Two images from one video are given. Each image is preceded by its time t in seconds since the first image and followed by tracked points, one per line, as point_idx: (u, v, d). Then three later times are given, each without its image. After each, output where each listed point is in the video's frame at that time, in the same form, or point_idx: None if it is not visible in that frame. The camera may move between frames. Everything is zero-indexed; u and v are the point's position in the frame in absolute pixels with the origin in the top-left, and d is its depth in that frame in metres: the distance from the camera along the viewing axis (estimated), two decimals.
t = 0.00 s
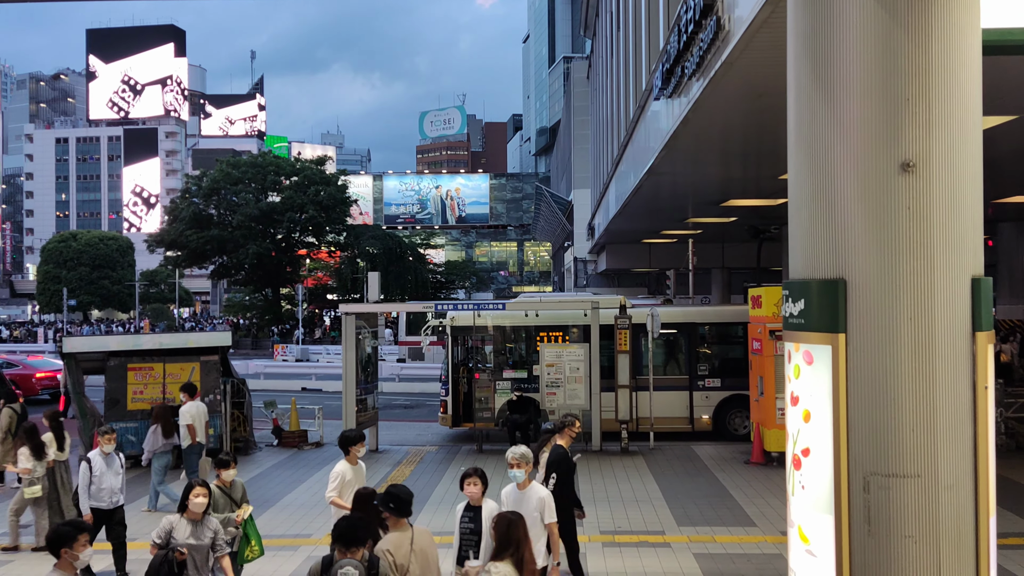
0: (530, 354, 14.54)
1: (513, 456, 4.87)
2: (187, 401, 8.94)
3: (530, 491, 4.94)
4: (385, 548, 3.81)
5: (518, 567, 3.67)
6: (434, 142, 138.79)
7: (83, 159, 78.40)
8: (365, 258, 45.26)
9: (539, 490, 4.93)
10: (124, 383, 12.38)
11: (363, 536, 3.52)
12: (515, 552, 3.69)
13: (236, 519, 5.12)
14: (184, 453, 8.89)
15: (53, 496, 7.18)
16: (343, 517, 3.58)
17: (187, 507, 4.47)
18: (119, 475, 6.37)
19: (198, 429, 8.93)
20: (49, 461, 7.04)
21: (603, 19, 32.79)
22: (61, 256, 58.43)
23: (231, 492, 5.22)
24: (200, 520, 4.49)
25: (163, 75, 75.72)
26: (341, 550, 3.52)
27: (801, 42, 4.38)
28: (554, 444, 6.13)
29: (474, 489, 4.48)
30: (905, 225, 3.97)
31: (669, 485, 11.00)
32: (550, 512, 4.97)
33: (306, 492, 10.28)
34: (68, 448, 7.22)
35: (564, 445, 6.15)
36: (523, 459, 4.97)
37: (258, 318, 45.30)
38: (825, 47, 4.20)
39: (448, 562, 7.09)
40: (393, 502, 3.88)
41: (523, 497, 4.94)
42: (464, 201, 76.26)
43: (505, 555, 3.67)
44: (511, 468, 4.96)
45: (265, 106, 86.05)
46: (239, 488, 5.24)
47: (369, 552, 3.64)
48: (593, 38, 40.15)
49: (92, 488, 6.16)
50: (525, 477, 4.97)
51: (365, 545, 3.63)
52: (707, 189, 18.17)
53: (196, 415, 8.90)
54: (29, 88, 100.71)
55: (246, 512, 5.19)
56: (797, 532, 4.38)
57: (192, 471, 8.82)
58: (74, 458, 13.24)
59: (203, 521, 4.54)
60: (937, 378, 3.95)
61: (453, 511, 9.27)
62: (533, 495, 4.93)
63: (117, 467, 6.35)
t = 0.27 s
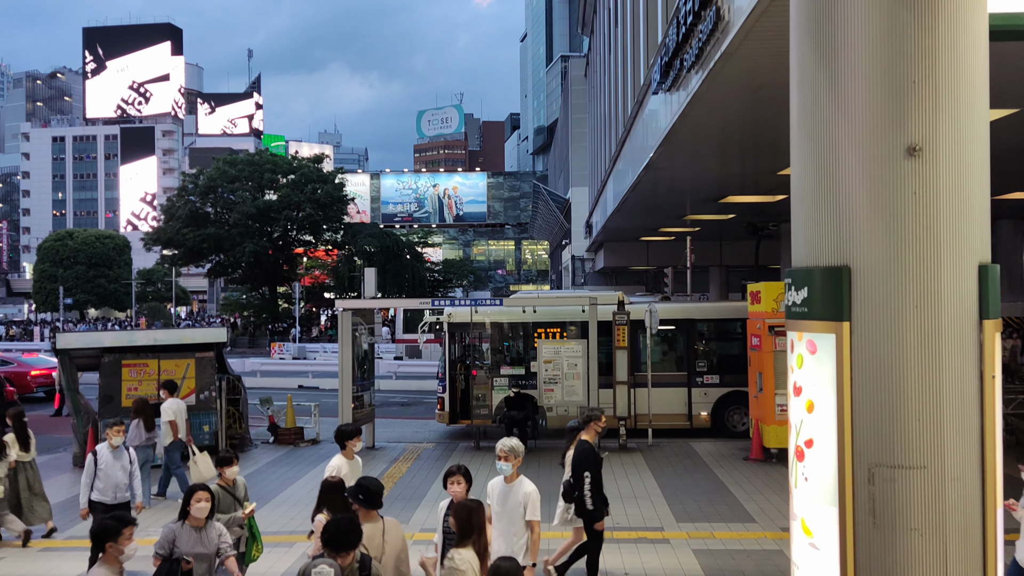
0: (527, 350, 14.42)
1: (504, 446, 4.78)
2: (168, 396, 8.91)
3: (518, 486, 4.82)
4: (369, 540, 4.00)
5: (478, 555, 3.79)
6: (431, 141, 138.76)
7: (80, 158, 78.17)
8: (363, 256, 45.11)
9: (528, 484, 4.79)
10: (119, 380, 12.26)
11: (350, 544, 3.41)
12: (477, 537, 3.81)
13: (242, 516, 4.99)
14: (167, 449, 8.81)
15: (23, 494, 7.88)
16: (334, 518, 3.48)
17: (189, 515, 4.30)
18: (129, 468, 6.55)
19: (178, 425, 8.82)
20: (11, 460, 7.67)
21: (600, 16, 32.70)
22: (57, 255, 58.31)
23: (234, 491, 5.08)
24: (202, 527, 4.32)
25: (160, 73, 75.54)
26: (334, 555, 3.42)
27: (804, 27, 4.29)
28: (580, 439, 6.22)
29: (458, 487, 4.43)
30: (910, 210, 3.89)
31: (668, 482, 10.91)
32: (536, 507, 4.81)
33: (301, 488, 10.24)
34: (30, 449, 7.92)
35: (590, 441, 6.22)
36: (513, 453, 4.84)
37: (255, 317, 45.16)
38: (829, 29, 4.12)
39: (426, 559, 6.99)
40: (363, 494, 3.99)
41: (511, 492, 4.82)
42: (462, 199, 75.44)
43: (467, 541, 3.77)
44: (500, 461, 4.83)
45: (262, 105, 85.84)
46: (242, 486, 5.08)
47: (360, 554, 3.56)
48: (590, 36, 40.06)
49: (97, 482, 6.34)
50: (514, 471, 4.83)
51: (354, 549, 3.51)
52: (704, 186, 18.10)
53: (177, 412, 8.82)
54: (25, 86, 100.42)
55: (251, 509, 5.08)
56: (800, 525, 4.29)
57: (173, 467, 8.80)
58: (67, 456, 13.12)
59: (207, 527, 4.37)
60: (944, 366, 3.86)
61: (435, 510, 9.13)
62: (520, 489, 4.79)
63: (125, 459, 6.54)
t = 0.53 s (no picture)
0: (526, 347, 14.31)
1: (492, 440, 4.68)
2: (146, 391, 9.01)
3: (507, 481, 4.71)
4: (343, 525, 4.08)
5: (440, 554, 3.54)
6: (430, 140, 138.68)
7: (77, 157, 77.94)
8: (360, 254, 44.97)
9: (517, 478, 4.68)
10: (114, 376, 12.17)
11: (330, 543, 3.32)
12: (437, 535, 3.55)
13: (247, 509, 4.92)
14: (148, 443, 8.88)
15: None
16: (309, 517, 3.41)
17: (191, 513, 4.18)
18: (135, 469, 6.18)
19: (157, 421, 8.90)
20: None
21: (599, 14, 32.60)
22: (55, 253, 58.14)
23: (238, 487, 5.01)
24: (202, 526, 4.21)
25: (156, 72, 75.79)
26: (313, 558, 3.31)
27: (811, 11, 4.20)
28: (604, 433, 6.11)
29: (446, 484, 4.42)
30: (917, 196, 3.80)
31: (666, 479, 10.86)
32: (526, 503, 4.69)
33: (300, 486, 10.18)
34: None
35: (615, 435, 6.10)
36: (501, 447, 4.75)
37: (253, 315, 45.05)
38: (836, 11, 4.03)
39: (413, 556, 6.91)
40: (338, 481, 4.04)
41: (500, 489, 4.70)
42: (460, 198, 74.88)
43: (423, 538, 3.52)
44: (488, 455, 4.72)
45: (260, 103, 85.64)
46: (244, 483, 5.03)
47: (340, 552, 3.52)
48: (589, 34, 40.01)
49: (101, 484, 6.00)
50: (502, 466, 4.72)
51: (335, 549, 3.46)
52: (702, 183, 18.03)
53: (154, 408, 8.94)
54: (23, 84, 100.24)
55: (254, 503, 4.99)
56: (803, 518, 4.22)
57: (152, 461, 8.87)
58: (61, 454, 13.01)
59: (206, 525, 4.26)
60: (952, 357, 3.76)
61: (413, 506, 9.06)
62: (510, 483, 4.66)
63: (130, 460, 6.15)
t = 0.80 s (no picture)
0: (525, 345, 14.15)
1: (472, 437, 4.42)
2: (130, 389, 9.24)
3: (491, 478, 4.45)
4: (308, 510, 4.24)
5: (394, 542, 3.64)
6: (429, 139, 138.55)
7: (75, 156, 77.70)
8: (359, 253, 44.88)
9: (501, 475, 4.44)
10: (109, 373, 12.03)
11: (308, 544, 3.23)
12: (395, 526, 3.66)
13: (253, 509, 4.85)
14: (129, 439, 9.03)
15: None
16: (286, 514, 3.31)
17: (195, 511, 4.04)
18: (138, 466, 5.97)
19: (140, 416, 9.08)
20: None
21: (598, 11, 32.48)
22: (53, 252, 57.96)
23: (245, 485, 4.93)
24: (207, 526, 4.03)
25: (155, 71, 76.37)
26: (290, 558, 3.24)
27: None
28: (631, 428, 6.05)
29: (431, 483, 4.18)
30: (925, 182, 3.71)
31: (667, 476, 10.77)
32: (512, 499, 4.45)
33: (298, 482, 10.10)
34: None
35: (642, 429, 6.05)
36: (483, 442, 4.49)
37: (251, 314, 44.93)
38: None
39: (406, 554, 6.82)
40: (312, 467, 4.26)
41: (483, 483, 4.42)
42: (460, 198, 74.33)
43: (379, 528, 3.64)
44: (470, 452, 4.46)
45: (259, 102, 85.54)
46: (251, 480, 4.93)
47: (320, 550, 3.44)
48: (588, 33, 39.95)
49: (107, 483, 5.75)
50: (486, 462, 4.48)
51: (314, 548, 3.35)
52: (702, 179, 17.95)
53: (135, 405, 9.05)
54: (21, 84, 100.04)
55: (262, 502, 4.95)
56: (808, 511, 4.13)
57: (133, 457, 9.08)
58: (56, 451, 12.91)
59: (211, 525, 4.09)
60: (960, 344, 3.68)
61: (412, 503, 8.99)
62: (493, 482, 4.41)
63: (133, 456, 5.93)
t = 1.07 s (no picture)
0: (524, 342, 14.06)
1: (455, 432, 4.32)
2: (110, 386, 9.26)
3: (476, 473, 4.35)
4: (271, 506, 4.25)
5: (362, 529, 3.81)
6: (428, 139, 138.45)
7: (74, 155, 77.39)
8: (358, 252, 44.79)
9: (486, 472, 4.36)
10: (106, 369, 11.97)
11: (295, 543, 3.13)
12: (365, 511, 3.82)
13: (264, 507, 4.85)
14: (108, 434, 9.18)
15: None
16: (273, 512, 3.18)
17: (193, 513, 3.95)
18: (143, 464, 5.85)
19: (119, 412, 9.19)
20: None
21: (597, 10, 32.37)
22: (51, 251, 57.77)
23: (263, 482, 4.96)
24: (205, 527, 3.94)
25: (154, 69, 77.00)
26: (278, 558, 3.13)
27: None
28: (661, 425, 5.92)
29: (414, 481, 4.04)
30: (933, 166, 3.62)
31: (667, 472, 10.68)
32: (498, 495, 4.37)
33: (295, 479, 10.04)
34: None
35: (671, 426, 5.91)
36: (466, 436, 4.40)
37: (250, 313, 44.81)
38: None
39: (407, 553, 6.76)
40: (282, 462, 4.38)
41: (467, 479, 4.33)
42: (459, 197, 74.59)
43: (349, 514, 3.80)
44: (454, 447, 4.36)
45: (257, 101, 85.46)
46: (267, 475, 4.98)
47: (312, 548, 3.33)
48: (587, 31, 39.85)
49: (114, 481, 5.63)
50: (470, 458, 4.38)
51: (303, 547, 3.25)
52: (702, 176, 17.86)
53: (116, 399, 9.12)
54: (20, 83, 99.86)
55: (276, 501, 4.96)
56: (813, 503, 4.05)
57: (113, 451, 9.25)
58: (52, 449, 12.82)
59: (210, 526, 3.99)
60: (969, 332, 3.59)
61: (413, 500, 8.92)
62: (478, 477, 4.33)
63: (139, 455, 5.82)
